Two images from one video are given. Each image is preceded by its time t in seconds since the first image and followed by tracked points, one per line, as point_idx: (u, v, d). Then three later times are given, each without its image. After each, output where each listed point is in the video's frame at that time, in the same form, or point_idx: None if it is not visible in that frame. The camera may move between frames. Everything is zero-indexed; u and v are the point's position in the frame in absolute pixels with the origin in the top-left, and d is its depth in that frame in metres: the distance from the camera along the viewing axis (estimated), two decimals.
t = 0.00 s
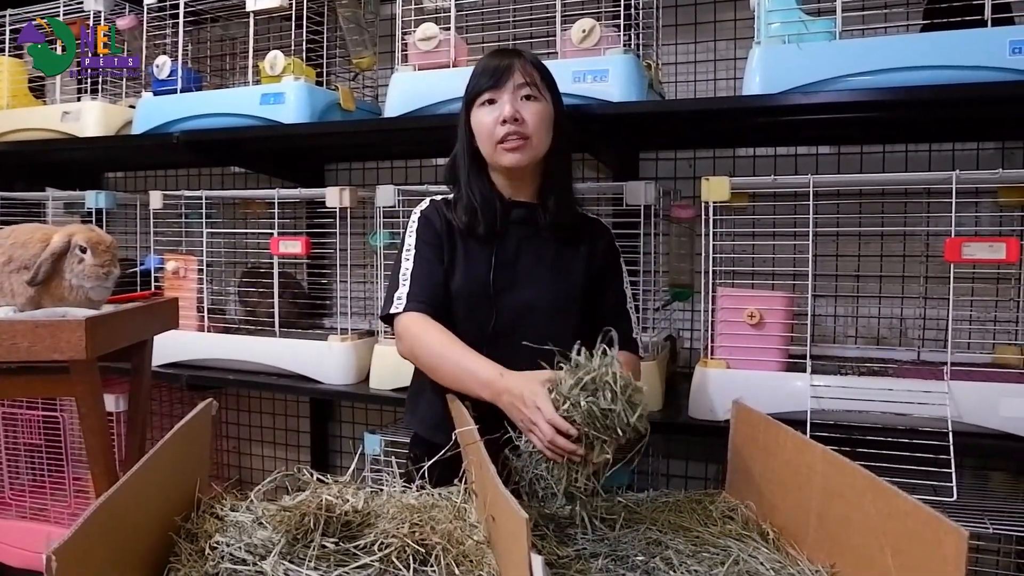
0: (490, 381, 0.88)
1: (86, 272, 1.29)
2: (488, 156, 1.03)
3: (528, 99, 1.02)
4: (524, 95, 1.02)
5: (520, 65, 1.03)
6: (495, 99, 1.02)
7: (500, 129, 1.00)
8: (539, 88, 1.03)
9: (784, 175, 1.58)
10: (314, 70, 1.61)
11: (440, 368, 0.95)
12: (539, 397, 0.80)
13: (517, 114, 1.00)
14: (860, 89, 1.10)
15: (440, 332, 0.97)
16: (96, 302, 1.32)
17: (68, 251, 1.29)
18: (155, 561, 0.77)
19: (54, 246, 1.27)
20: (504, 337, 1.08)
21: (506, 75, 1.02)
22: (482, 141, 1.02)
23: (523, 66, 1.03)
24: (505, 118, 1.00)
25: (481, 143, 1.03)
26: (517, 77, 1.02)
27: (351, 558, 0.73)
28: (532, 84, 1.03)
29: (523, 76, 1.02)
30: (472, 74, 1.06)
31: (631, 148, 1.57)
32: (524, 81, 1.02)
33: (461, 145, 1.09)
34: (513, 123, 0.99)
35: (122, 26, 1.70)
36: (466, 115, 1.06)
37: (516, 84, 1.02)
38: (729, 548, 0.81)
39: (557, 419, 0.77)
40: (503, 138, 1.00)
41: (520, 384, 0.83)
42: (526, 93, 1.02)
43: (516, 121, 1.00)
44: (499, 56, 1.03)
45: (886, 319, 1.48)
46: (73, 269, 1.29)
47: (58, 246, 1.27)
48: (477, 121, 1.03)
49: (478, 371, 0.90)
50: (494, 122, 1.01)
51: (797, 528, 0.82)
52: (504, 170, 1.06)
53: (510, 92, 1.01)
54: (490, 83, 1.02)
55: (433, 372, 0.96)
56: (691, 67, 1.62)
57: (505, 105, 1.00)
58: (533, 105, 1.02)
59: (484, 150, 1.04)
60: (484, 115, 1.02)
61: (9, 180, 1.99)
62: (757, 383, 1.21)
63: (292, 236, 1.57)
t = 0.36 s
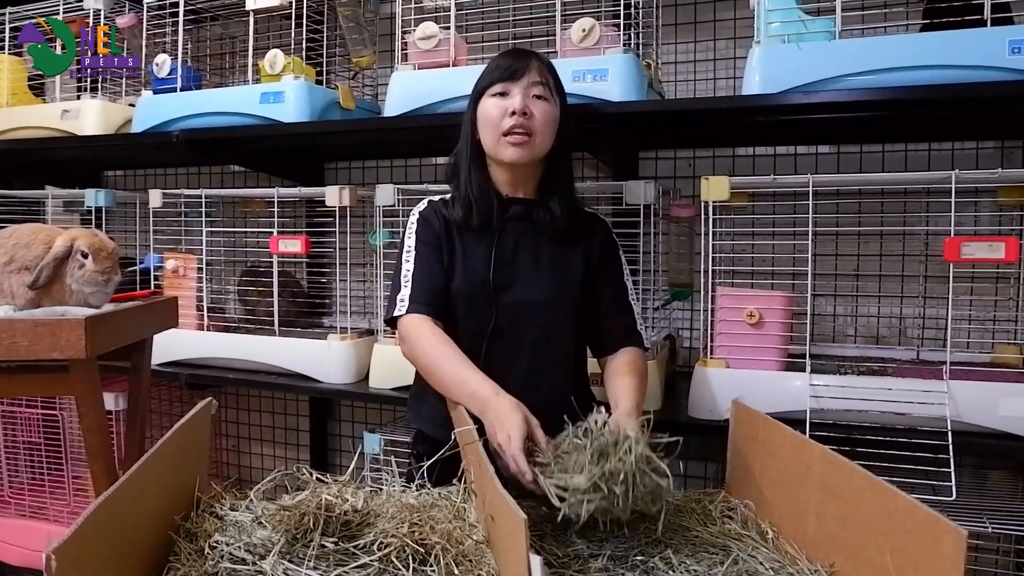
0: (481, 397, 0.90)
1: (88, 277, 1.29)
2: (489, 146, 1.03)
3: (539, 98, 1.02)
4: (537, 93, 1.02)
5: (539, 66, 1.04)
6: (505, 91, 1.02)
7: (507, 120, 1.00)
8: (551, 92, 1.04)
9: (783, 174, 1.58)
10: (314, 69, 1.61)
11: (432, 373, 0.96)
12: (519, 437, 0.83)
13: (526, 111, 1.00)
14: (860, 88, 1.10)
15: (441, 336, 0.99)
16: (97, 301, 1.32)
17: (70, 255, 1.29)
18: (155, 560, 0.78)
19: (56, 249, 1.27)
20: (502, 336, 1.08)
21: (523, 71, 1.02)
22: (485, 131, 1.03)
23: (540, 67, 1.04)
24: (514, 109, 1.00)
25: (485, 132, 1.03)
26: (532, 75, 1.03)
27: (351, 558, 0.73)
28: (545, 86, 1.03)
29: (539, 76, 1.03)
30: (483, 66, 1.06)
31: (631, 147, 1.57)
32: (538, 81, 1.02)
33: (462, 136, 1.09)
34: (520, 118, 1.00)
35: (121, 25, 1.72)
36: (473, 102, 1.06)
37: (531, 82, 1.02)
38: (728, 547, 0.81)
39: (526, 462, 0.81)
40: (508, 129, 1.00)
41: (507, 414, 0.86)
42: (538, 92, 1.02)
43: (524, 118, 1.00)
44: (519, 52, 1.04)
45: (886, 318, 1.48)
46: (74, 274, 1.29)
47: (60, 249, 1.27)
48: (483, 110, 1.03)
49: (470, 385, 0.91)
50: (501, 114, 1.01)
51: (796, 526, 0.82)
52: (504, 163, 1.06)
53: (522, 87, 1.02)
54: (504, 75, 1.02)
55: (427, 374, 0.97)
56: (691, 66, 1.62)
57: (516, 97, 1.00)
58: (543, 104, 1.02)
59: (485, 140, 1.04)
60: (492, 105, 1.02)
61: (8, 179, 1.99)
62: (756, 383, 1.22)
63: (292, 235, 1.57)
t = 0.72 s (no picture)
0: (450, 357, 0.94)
1: (66, 286, 1.29)
2: (500, 148, 1.03)
3: (557, 111, 1.02)
4: (554, 103, 1.02)
5: (558, 76, 1.03)
6: (524, 97, 1.01)
7: (524, 129, 1.00)
8: (567, 103, 1.04)
9: (783, 176, 1.58)
10: (314, 70, 1.62)
11: (416, 368, 0.98)
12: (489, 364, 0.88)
13: (543, 123, 1.00)
14: (859, 90, 1.10)
15: (407, 330, 1.03)
16: (96, 303, 1.33)
17: (53, 263, 1.29)
18: (155, 560, 0.78)
19: (43, 257, 1.28)
20: (502, 336, 1.08)
21: (544, 79, 1.01)
22: (498, 133, 1.02)
23: (560, 77, 1.03)
24: (531, 118, 1.00)
25: (497, 136, 1.03)
26: (553, 87, 1.02)
27: (350, 559, 0.73)
28: (562, 97, 1.03)
29: (559, 88, 1.02)
30: (501, 66, 1.05)
31: (631, 149, 1.58)
32: (558, 93, 1.02)
33: (473, 132, 1.08)
34: (537, 129, 0.99)
35: (122, 25, 1.70)
36: (489, 99, 1.05)
37: (549, 91, 1.02)
38: (728, 548, 0.81)
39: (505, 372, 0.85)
40: (523, 138, 1.00)
41: (470, 360, 0.90)
42: (556, 104, 1.02)
43: (540, 129, 1.00)
44: (543, 60, 1.03)
45: (885, 319, 1.48)
46: (54, 281, 1.29)
47: (46, 257, 1.28)
48: (499, 111, 1.02)
49: (438, 352, 0.96)
50: (517, 120, 1.00)
51: (795, 528, 0.82)
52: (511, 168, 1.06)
53: (542, 97, 1.01)
54: (525, 81, 1.01)
55: (410, 372, 1.00)
56: (691, 67, 1.62)
57: (535, 106, 1.00)
58: (559, 116, 1.02)
59: (495, 142, 1.03)
60: (509, 108, 1.01)
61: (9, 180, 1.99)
62: (756, 384, 1.22)
63: (292, 236, 1.57)
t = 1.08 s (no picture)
0: (428, 376, 0.96)
1: (61, 288, 1.29)
2: (503, 159, 1.01)
3: (561, 124, 1.00)
4: (559, 117, 1.00)
5: (564, 86, 1.01)
6: (530, 110, 0.99)
7: (529, 146, 0.99)
8: (572, 114, 1.02)
9: (783, 177, 1.58)
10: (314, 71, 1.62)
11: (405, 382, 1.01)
12: (459, 396, 0.89)
13: (549, 139, 0.99)
14: (858, 92, 1.10)
15: (403, 343, 1.05)
16: (95, 303, 1.33)
17: (48, 265, 1.29)
18: (154, 561, 0.78)
19: (36, 262, 1.28)
20: (501, 338, 1.07)
21: (551, 92, 0.99)
22: (503, 145, 1.00)
23: (567, 89, 1.01)
24: (537, 135, 0.98)
25: (500, 147, 1.01)
26: (559, 100, 1.00)
27: (349, 559, 0.73)
28: (568, 109, 1.01)
29: (565, 101, 1.01)
30: (506, 72, 1.01)
31: (631, 150, 1.58)
32: (564, 105, 1.00)
33: (473, 134, 1.06)
34: (543, 146, 0.98)
35: (123, 26, 1.70)
36: (492, 105, 1.02)
37: (555, 104, 1.00)
38: (727, 549, 0.81)
39: (470, 407, 0.86)
40: (528, 154, 0.99)
41: (446, 387, 0.92)
42: (562, 118, 1.01)
43: (546, 146, 0.99)
44: (550, 72, 1.00)
45: (885, 321, 1.48)
46: (49, 283, 1.29)
47: (40, 261, 1.28)
48: (503, 122, 1.00)
49: (422, 368, 0.99)
50: (522, 135, 0.99)
51: (794, 528, 0.82)
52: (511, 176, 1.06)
53: (549, 111, 0.99)
54: (532, 93, 0.98)
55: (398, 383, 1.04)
56: (691, 69, 1.63)
57: (541, 121, 0.98)
58: (564, 130, 1.01)
59: (498, 152, 1.02)
60: (515, 121, 0.99)
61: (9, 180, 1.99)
62: (756, 384, 1.22)
63: (292, 237, 1.57)
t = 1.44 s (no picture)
0: (432, 377, 0.98)
1: (60, 286, 1.29)
2: (508, 159, 1.00)
3: (568, 125, 1.00)
4: (567, 118, 0.99)
5: (572, 86, 1.00)
6: (537, 111, 0.98)
7: (536, 148, 0.98)
8: (578, 113, 1.01)
9: (781, 175, 1.58)
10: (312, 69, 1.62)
11: (405, 381, 1.03)
12: (462, 396, 0.90)
13: (556, 141, 0.98)
14: (857, 90, 1.10)
15: (401, 342, 1.07)
16: (93, 301, 1.33)
17: (46, 263, 1.29)
18: (152, 559, 0.78)
19: (34, 260, 1.28)
20: (496, 338, 1.07)
21: (559, 92, 0.97)
22: (507, 144, 0.99)
23: (576, 89, 0.99)
24: (545, 137, 0.97)
25: (505, 147, 1.00)
26: (567, 101, 0.99)
27: (348, 557, 0.73)
28: (575, 109, 1.00)
29: (573, 102, 0.99)
30: (513, 69, 0.99)
31: (630, 148, 1.58)
32: (572, 107, 0.99)
33: (473, 129, 1.04)
34: (549, 148, 0.98)
35: (122, 24, 1.70)
36: (496, 101, 1.00)
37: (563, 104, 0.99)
38: (725, 547, 0.80)
39: (473, 407, 0.88)
40: (534, 156, 0.98)
41: (449, 387, 0.94)
42: (568, 119, 0.99)
43: (552, 148, 0.98)
44: (559, 72, 0.98)
45: (883, 319, 1.48)
46: (48, 282, 1.29)
47: (38, 260, 1.28)
48: (509, 122, 0.98)
49: (424, 369, 1.00)
50: (529, 136, 0.97)
51: (791, 526, 0.82)
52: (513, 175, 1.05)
53: (556, 112, 0.98)
54: (540, 93, 0.97)
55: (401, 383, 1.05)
56: (689, 67, 1.63)
57: (549, 123, 0.97)
58: (570, 131, 1.00)
59: (503, 151, 1.01)
60: (521, 121, 0.98)
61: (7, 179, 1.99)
62: (754, 382, 1.22)
63: (290, 234, 1.57)
